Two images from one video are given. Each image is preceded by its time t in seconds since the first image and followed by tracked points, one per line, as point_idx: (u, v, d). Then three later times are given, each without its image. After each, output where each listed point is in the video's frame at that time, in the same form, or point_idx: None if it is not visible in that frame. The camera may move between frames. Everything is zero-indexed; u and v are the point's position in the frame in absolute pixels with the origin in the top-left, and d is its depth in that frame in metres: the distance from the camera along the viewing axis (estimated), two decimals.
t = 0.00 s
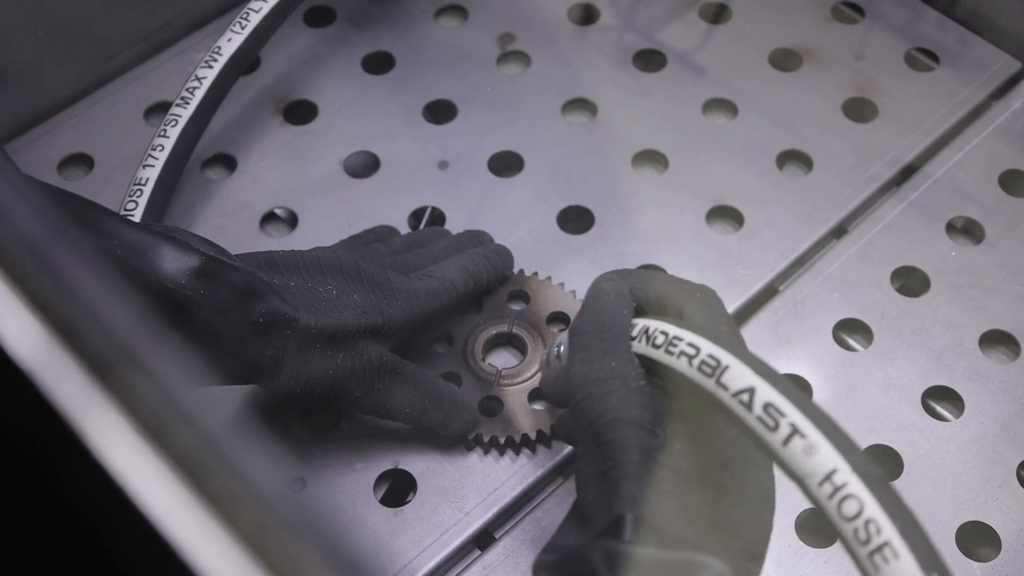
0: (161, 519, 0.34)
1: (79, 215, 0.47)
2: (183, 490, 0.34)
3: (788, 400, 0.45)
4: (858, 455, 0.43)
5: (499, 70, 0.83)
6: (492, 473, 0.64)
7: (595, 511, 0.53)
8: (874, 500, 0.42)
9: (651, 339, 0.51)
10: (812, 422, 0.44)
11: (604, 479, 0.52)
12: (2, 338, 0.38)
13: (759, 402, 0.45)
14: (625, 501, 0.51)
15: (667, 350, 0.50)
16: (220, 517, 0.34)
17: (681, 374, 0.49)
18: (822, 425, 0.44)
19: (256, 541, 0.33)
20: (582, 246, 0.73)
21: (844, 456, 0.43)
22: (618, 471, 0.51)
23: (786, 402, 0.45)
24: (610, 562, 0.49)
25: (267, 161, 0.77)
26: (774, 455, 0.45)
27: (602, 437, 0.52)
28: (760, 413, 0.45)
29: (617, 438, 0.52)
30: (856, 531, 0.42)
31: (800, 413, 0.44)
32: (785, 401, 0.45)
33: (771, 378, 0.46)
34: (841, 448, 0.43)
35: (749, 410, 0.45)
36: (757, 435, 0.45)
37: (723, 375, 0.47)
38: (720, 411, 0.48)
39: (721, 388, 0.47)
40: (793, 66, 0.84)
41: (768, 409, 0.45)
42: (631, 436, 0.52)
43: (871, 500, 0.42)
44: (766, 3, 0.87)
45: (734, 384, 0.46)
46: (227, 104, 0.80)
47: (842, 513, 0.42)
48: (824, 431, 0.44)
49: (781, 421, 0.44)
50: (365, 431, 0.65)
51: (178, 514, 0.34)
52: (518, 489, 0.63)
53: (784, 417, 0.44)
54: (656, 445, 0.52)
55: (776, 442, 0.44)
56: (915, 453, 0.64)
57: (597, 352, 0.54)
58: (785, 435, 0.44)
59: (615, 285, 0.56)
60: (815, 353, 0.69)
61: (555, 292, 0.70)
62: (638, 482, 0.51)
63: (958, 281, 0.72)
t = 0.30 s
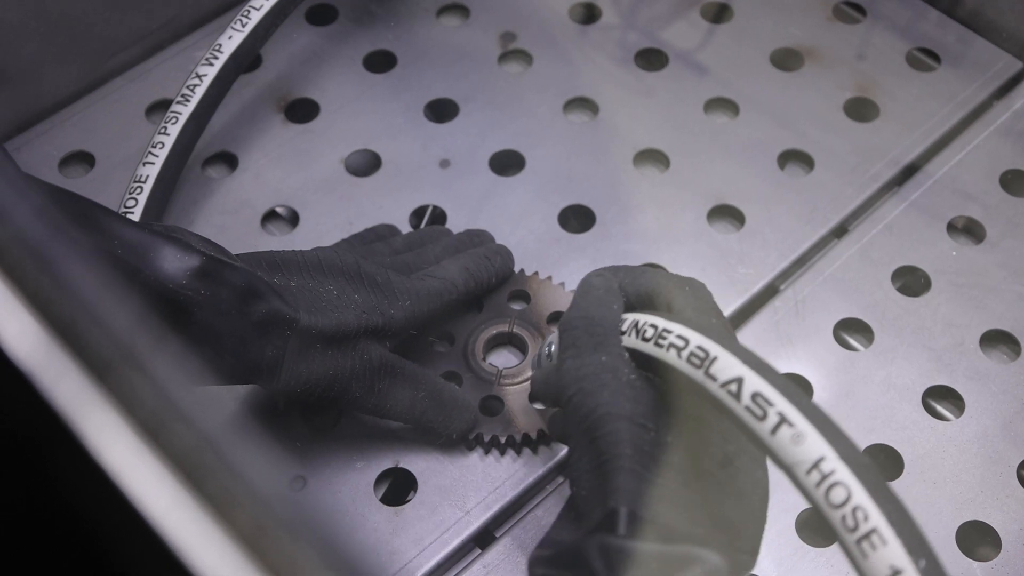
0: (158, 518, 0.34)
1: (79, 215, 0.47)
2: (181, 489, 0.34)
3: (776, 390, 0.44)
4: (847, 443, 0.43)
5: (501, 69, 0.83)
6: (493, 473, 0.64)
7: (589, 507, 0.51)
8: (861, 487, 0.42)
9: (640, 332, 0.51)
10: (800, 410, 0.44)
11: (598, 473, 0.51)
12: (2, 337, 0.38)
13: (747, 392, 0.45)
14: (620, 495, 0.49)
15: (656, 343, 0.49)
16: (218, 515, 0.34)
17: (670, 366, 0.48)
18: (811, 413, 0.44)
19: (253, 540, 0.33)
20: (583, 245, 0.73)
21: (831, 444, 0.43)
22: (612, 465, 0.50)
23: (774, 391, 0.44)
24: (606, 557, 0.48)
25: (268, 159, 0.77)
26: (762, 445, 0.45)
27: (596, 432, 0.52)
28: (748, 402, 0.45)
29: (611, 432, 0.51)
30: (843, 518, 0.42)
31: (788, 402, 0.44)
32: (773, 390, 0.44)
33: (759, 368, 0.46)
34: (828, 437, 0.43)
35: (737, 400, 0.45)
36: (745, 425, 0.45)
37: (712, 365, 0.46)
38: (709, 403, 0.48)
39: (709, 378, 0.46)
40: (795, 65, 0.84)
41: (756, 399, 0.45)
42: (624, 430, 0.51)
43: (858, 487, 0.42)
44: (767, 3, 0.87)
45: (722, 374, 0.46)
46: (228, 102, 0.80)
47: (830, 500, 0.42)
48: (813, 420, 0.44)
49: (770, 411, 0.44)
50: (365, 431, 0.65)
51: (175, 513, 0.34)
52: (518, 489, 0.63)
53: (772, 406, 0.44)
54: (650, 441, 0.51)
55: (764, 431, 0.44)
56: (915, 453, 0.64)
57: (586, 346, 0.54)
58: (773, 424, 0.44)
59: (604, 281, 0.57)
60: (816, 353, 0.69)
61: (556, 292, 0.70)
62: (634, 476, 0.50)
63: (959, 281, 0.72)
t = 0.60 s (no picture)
0: (161, 514, 0.34)
1: (81, 213, 0.47)
2: (183, 485, 0.34)
3: (770, 381, 0.45)
4: (842, 432, 0.44)
5: (502, 68, 0.83)
6: (493, 472, 0.64)
7: (582, 508, 0.50)
8: (859, 474, 0.42)
9: (626, 331, 0.51)
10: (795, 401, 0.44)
11: (589, 474, 0.51)
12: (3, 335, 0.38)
13: (742, 383, 0.45)
14: (612, 494, 0.49)
15: (644, 340, 0.50)
16: (219, 510, 0.34)
17: (659, 363, 0.49)
18: (805, 403, 0.44)
19: (255, 535, 0.33)
20: (583, 244, 0.73)
21: (828, 432, 0.43)
22: (603, 464, 0.50)
23: (769, 382, 0.45)
24: (604, 556, 0.47)
25: (269, 157, 0.77)
26: (757, 436, 0.45)
27: (585, 430, 0.51)
28: (743, 394, 0.45)
29: (600, 431, 0.51)
30: (843, 506, 0.42)
31: (782, 393, 0.44)
32: (767, 381, 0.45)
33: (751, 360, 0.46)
34: (824, 425, 0.43)
35: (731, 393, 0.45)
36: (739, 417, 0.45)
37: (704, 359, 0.46)
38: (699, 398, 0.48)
39: (701, 373, 0.46)
40: (796, 63, 0.84)
41: (751, 390, 0.45)
42: (613, 429, 0.51)
43: (856, 474, 0.42)
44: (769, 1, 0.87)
45: (714, 368, 0.46)
46: (229, 100, 0.80)
47: (829, 489, 0.42)
48: (808, 410, 0.44)
49: (765, 402, 0.44)
50: (366, 429, 0.65)
51: (177, 508, 0.34)
52: (518, 488, 0.63)
53: (767, 398, 0.44)
54: (639, 438, 0.51)
55: (760, 422, 0.44)
56: (915, 451, 0.64)
57: (570, 348, 0.54)
58: (768, 416, 0.44)
59: (586, 283, 0.56)
60: (816, 351, 0.69)
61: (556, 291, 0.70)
62: (627, 476, 0.49)
63: (960, 280, 0.72)
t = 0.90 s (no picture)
0: (154, 514, 0.34)
1: (76, 212, 0.47)
2: (177, 485, 0.34)
3: (768, 383, 0.45)
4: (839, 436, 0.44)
5: (502, 67, 0.83)
6: (492, 471, 0.64)
7: (582, 505, 0.51)
8: (853, 480, 0.42)
9: (631, 328, 0.51)
10: (793, 404, 0.44)
11: (590, 471, 0.51)
12: None
13: (740, 385, 0.45)
14: (611, 491, 0.49)
15: (647, 338, 0.50)
16: (214, 511, 0.34)
17: (660, 362, 0.49)
18: (802, 407, 0.44)
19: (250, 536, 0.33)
20: (583, 243, 0.73)
21: (823, 437, 0.43)
22: (602, 462, 0.50)
23: (766, 385, 0.45)
24: (600, 554, 0.48)
25: (268, 156, 0.77)
26: (754, 438, 0.45)
27: (585, 428, 0.52)
28: (740, 397, 0.45)
29: (600, 428, 0.51)
30: (837, 510, 0.42)
31: (780, 396, 0.44)
32: (764, 384, 0.45)
33: (751, 363, 0.46)
34: (820, 430, 0.43)
35: (729, 394, 0.45)
36: (737, 419, 0.45)
37: (704, 360, 0.47)
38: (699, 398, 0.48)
39: (700, 373, 0.47)
40: (796, 63, 0.84)
41: (748, 392, 0.45)
42: (614, 426, 0.51)
43: (850, 480, 0.42)
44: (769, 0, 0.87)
45: (713, 369, 0.46)
46: (228, 98, 0.80)
47: (823, 493, 0.43)
48: (805, 414, 0.44)
49: (761, 405, 0.44)
50: (364, 428, 0.65)
51: (170, 508, 0.34)
52: (518, 487, 0.63)
53: (764, 400, 0.44)
54: (641, 435, 0.51)
55: (756, 425, 0.44)
56: (915, 451, 0.64)
57: (575, 343, 0.54)
58: (764, 419, 0.44)
59: (593, 278, 0.56)
60: (816, 351, 0.68)
61: (557, 290, 0.70)
62: (626, 474, 0.50)
63: (959, 279, 0.71)
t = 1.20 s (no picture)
0: (165, 503, 0.34)
1: (83, 204, 0.47)
2: (187, 472, 0.34)
3: (778, 366, 0.45)
4: (848, 423, 0.44)
5: (503, 64, 0.83)
6: (492, 466, 0.64)
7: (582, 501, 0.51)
8: (861, 467, 0.42)
9: (643, 304, 0.51)
10: (802, 389, 0.44)
11: (596, 447, 0.50)
12: (3, 320, 0.38)
13: (750, 367, 0.45)
14: (618, 468, 0.48)
15: (659, 315, 0.49)
16: (223, 497, 0.34)
17: (672, 339, 0.48)
18: (813, 392, 0.44)
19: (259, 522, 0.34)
20: (584, 239, 0.73)
21: (831, 422, 0.43)
22: (611, 437, 0.49)
23: (776, 368, 0.45)
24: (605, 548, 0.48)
25: (269, 152, 0.77)
26: (762, 421, 0.45)
27: (594, 402, 0.50)
28: (750, 378, 0.45)
29: (610, 404, 0.50)
30: (842, 496, 0.43)
31: (790, 380, 0.44)
32: (774, 367, 0.45)
33: (761, 345, 0.46)
34: (828, 415, 0.43)
35: (738, 376, 0.45)
36: (745, 401, 0.45)
37: (715, 340, 0.46)
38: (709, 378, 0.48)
39: (710, 354, 0.46)
40: (797, 61, 0.84)
41: (758, 374, 0.45)
42: (622, 403, 0.50)
43: (857, 466, 0.43)
44: None
45: (724, 350, 0.46)
46: (229, 94, 0.80)
47: (829, 479, 0.43)
48: (814, 399, 0.44)
49: (770, 387, 0.44)
50: (366, 422, 0.65)
51: (182, 497, 0.34)
52: (518, 482, 0.63)
53: (773, 383, 0.44)
54: (650, 412, 0.50)
55: (764, 408, 0.44)
56: (915, 449, 0.64)
57: (587, 319, 0.52)
58: (774, 402, 0.44)
59: (607, 250, 0.56)
60: (816, 348, 0.68)
61: (557, 286, 0.70)
62: (634, 451, 0.49)
63: (960, 278, 0.71)
